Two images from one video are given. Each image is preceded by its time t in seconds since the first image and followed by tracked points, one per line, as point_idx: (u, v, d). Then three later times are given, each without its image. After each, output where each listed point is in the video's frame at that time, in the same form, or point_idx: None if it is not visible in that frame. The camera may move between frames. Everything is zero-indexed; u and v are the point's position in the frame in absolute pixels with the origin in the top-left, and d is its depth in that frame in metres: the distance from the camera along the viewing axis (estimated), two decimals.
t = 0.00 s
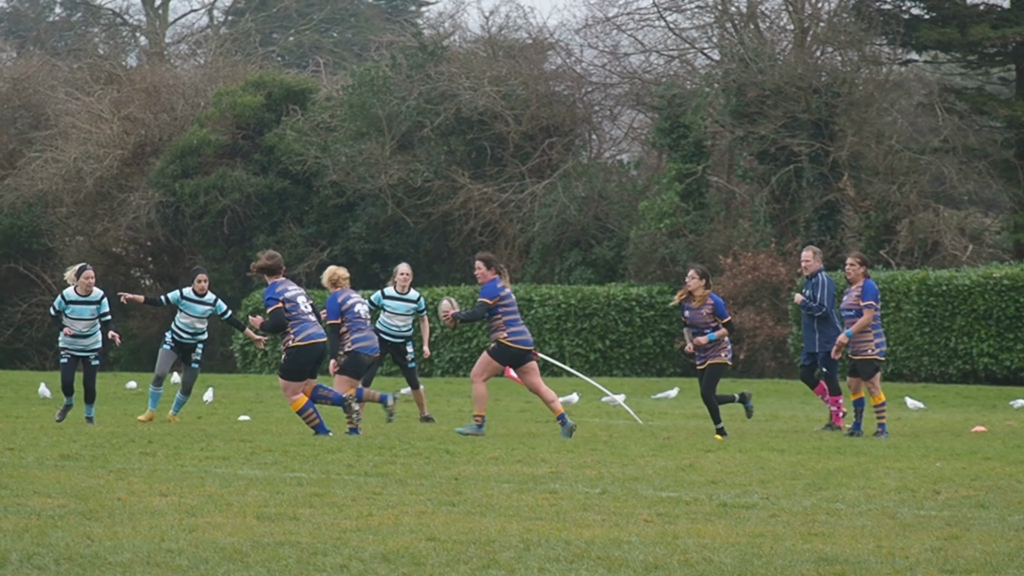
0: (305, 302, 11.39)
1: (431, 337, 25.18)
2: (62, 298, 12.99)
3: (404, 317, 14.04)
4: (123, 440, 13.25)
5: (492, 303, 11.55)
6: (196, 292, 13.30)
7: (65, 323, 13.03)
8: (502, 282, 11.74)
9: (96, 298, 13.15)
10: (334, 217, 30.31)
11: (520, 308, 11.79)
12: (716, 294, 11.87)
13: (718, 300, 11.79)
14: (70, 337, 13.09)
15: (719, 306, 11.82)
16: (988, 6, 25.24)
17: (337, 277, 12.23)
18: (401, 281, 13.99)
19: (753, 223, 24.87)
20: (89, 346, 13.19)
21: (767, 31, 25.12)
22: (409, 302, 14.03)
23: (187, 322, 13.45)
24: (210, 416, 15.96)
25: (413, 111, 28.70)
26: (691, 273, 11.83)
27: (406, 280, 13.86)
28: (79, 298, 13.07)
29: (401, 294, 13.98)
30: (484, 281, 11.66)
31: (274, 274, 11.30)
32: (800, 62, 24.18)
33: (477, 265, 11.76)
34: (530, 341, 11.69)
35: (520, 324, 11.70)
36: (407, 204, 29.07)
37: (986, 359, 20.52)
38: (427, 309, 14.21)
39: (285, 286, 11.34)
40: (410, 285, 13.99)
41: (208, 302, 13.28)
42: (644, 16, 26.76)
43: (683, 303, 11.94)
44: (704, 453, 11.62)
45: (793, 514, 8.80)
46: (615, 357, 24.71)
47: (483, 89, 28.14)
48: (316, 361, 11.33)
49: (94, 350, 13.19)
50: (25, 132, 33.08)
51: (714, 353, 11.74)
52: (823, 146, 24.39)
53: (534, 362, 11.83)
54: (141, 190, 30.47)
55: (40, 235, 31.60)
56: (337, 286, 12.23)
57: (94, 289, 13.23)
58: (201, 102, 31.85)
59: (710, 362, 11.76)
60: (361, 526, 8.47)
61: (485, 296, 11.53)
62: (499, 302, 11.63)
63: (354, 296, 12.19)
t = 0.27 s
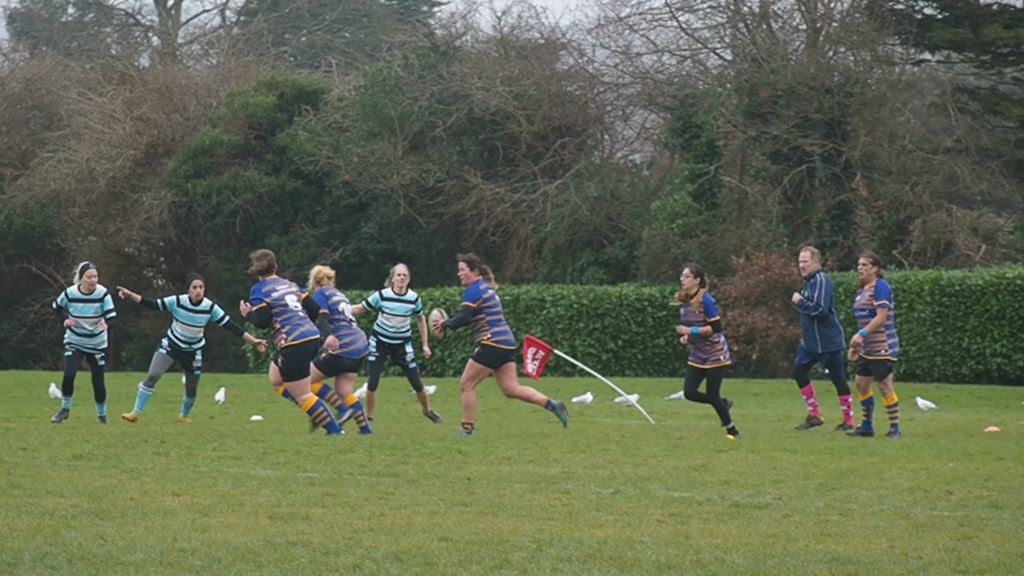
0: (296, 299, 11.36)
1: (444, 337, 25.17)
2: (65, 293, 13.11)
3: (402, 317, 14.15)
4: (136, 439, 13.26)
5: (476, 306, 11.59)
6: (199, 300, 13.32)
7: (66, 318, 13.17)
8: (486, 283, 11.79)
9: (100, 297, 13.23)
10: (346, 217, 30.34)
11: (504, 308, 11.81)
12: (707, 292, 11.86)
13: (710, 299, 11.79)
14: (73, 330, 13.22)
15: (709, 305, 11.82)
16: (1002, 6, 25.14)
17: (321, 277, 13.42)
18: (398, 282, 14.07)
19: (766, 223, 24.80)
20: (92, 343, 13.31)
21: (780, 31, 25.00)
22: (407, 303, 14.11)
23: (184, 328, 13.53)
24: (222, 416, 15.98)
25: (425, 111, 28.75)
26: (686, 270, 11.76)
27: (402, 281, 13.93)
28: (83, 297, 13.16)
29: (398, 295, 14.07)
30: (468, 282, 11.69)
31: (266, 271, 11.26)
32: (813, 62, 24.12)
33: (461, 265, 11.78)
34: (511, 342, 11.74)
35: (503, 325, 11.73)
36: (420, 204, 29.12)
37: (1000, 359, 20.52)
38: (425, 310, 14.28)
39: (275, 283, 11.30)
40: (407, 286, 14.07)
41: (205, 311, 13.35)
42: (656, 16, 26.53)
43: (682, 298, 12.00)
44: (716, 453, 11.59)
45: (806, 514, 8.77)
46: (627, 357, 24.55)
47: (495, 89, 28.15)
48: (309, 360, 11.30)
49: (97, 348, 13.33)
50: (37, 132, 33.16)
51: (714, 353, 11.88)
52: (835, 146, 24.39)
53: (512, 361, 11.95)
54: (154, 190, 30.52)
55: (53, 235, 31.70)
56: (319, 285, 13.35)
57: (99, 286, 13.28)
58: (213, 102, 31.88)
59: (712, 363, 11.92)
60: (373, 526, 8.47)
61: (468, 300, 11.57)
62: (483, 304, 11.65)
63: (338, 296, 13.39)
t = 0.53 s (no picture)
0: (300, 298, 12.50)
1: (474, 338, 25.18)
2: (86, 292, 13.92)
3: (421, 316, 14.68)
4: (166, 441, 13.32)
5: (477, 312, 12.60)
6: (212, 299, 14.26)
7: (87, 316, 13.96)
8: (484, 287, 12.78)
9: (119, 294, 14.01)
10: (376, 218, 30.37)
11: (502, 312, 12.83)
12: (717, 285, 12.70)
13: (718, 292, 12.58)
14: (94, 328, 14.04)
15: (717, 301, 12.59)
16: None
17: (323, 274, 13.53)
18: (417, 282, 14.71)
19: (795, 224, 24.56)
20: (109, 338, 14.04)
21: (809, 32, 24.93)
22: (426, 302, 14.70)
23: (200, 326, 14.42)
24: (252, 417, 16.03)
25: (454, 112, 28.79)
26: (696, 265, 12.63)
27: (420, 280, 14.62)
28: (103, 294, 13.95)
29: (417, 294, 14.67)
30: (470, 286, 12.67)
31: (271, 273, 12.46)
32: (842, 63, 24.16)
33: (460, 269, 12.81)
34: (512, 345, 12.76)
35: (503, 329, 12.76)
36: (449, 205, 29.01)
37: None
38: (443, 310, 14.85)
39: (278, 283, 12.48)
40: (426, 285, 14.69)
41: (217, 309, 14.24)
42: (685, 17, 27.00)
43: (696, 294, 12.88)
44: (747, 455, 11.54)
45: (837, 515, 8.73)
46: (658, 359, 24.50)
47: (524, 90, 28.26)
48: (313, 354, 12.39)
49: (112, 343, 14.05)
50: (66, 133, 33.35)
51: (724, 348, 12.77)
52: (865, 147, 24.41)
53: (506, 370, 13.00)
54: (183, 191, 30.65)
55: (83, 237, 31.87)
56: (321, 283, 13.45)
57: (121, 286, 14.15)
58: (242, 103, 31.96)
59: (724, 359, 12.82)
60: (405, 527, 8.48)
61: (470, 306, 12.55)
62: (483, 309, 12.66)
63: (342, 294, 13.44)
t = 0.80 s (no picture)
0: (312, 296, 12.71)
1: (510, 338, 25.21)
2: (113, 290, 13.99)
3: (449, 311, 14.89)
4: (202, 440, 13.41)
5: (483, 309, 12.88)
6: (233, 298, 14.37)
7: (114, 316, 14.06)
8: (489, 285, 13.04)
9: (144, 294, 14.08)
10: (412, 219, 30.42)
11: (510, 310, 13.04)
12: (732, 280, 12.87)
13: (731, 287, 12.76)
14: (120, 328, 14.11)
15: (730, 295, 12.79)
16: None
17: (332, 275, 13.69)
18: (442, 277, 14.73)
19: (832, 224, 24.44)
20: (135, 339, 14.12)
21: (845, 32, 24.75)
22: (452, 296, 14.85)
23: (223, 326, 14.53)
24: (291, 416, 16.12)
25: (490, 112, 28.84)
26: (711, 261, 12.86)
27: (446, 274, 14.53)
28: (129, 294, 14.05)
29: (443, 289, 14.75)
30: (474, 283, 12.94)
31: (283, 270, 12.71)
32: (878, 63, 24.02)
33: (466, 268, 13.13)
34: (522, 341, 12.89)
35: (512, 326, 12.96)
36: (485, 205, 29.01)
37: None
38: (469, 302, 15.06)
39: (291, 281, 12.73)
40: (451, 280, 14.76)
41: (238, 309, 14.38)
42: (721, 17, 26.82)
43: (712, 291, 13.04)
44: (783, 455, 11.49)
45: (874, 515, 8.68)
46: (694, 359, 24.44)
47: (560, 90, 28.27)
48: (321, 351, 12.49)
49: (140, 343, 14.11)
50: (103, 133, 33.61)
51: (739, 344, 12.89)
52: (901, 147, 24.27)
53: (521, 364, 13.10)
54: (219, 192, 30.84)
55: (120, 237, 32.10)
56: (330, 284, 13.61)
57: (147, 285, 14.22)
58: (278, 104, 32.12)
59: (738, 355, 12.92)
60: (440, 527, 8.51)
61: (475, 305, 12.85)
62: (489, 307, 12.93)
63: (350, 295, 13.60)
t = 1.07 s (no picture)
0: (356, 299, 13.08)
1: (573, 338, 25.26)
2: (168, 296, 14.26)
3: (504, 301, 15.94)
4: (267, 441, 13.58)
5: (516, 303, 12.94)
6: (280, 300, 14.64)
7: (170, 320, 14.32)
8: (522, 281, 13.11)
9: (199, 298, 14.37)
10: (474, 219, 30.51)
11: (542, 306, 13.09)
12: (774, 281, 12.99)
13: (776, 287, 12.91)
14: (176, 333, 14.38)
15: (773, 295, 12.91)
16: None
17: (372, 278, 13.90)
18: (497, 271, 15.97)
19: (897, 225, 24.05)
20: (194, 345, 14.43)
21: (909, 32, 24.56)
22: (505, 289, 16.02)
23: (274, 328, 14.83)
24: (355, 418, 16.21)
25: (552, 112, 28.91)
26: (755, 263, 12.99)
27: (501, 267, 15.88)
28: (183, 298, 14.32)
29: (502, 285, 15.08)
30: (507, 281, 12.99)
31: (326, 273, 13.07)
32: (941, 63, 23.85)
33: (500, 264, 13.09)
34: (554, 337, 13.02)
35: (545, 322, 13.02)
36: (548, 206, 29.05)
37: None
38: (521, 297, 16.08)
39: (334, 282, 13.12)
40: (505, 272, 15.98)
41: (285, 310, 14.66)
42: (784, 17, 26.83)
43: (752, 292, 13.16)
44: (848, 456, 11.43)
45: (941, 517, 8.61)
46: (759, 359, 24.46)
47: (623, 91, 28.25)
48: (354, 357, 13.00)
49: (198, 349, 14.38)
50: (167, 134, 34.07)
51: (781, 346, 13.00)
52: (965, 147, 24.11)
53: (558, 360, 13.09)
54: (282, 192, 31.17)
55: (184, 238, 32.51)
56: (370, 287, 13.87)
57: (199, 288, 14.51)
58: (340, 104, 32.38)
59: (781, 356, 13.06)
60: (504, 528, 8.57)
61: (508, 301, 12.93)
62: (521, 302, 12.98)
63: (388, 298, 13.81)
